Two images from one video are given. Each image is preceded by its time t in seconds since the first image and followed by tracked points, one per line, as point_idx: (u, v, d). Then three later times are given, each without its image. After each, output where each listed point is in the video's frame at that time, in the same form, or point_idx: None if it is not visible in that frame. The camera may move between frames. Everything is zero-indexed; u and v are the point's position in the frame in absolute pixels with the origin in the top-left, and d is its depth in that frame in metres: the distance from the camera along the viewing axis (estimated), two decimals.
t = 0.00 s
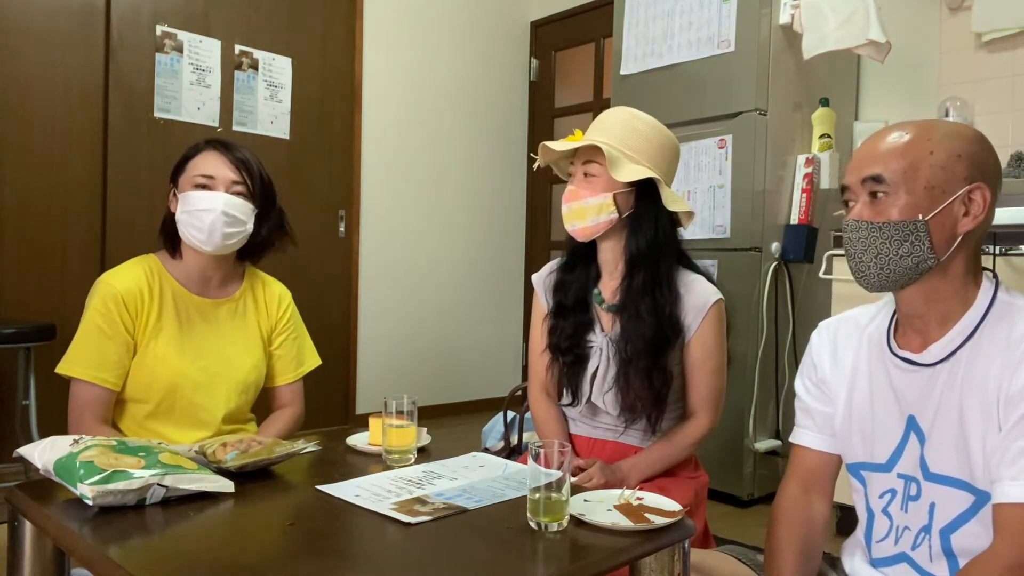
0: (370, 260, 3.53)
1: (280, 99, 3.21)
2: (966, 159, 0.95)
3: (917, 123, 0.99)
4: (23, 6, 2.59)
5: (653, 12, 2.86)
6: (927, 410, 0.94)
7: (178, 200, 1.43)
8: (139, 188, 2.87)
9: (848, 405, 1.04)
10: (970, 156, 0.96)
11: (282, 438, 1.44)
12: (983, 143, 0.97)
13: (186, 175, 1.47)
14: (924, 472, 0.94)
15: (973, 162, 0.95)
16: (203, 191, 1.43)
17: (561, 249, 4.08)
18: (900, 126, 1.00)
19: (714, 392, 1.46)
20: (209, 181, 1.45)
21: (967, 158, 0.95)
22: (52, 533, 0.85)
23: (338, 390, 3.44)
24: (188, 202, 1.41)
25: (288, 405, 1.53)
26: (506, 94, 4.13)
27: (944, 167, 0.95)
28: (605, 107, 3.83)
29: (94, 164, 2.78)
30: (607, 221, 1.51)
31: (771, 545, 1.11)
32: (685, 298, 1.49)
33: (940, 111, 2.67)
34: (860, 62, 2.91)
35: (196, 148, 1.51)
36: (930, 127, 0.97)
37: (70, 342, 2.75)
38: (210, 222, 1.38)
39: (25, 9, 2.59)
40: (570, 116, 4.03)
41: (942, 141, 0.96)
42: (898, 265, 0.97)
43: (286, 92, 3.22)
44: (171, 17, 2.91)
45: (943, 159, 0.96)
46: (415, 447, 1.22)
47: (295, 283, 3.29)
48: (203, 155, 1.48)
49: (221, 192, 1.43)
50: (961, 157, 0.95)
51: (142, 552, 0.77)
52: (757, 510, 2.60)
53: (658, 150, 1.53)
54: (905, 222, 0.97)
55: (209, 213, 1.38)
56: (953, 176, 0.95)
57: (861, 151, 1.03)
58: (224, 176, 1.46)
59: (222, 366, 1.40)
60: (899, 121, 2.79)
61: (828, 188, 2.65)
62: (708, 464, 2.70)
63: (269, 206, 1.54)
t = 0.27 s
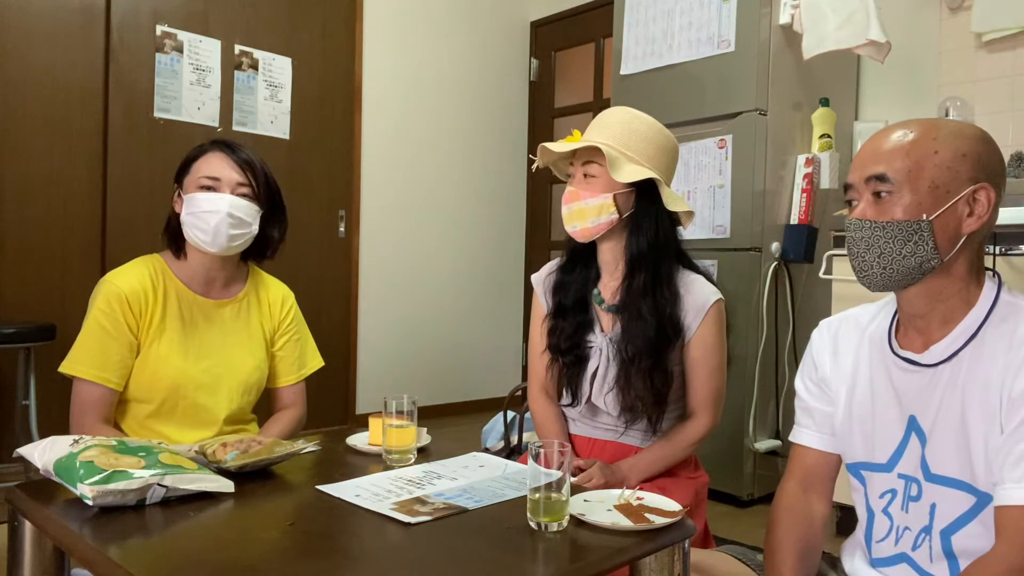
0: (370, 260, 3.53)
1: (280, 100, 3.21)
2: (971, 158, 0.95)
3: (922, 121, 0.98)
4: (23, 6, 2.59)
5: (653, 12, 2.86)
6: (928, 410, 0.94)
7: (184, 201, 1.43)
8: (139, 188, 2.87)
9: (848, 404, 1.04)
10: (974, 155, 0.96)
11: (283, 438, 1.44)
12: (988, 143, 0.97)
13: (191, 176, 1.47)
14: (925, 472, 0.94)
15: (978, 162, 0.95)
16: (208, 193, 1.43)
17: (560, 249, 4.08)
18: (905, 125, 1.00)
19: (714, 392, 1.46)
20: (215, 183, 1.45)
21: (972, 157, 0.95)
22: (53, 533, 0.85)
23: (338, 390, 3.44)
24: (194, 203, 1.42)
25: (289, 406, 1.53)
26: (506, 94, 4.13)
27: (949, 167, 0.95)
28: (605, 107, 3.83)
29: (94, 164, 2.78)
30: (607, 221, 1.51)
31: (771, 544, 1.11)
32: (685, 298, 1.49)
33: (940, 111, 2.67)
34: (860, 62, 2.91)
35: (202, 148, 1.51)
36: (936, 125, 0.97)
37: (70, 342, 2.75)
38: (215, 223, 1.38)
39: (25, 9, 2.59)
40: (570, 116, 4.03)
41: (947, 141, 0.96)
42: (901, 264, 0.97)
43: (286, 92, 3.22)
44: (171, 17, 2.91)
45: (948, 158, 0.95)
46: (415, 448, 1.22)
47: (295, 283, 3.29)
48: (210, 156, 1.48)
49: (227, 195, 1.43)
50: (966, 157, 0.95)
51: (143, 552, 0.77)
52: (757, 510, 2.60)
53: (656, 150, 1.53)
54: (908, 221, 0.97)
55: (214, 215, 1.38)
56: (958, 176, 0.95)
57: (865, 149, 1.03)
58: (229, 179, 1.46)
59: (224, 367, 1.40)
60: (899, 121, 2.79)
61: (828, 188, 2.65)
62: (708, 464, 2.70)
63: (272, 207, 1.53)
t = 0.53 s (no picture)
0: (370, 260, 3.53)
1: (280, 100, 3.21)
2: (967, 161, 0.95)
3: (916, 123, 0.98)
4: (23, 6, 2.59)
5: (653, 13, 2.86)
6: (927, 412, 0.94)
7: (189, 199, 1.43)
8: (139, 188, 2.87)
9: (847, 405, 1.04)
10: (970, 157, 0.95)
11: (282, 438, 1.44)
12: (983, 143, 0.96)
13: (195, 176, 1.46)
14: (924, 474, 0.94)
15: (973, 164, 0.95)
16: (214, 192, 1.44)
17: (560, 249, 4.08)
18: (898, 127, 0.99)
19: (714, 392, 1.46)
20: (221, 183, 1.46)
21: (967, 160, 0.95)
22: (53, 534, 0.85)
23: (338, 390, 3.44)
24: (199, 202, 1.41)
25: (289, 406, 1.53)
26: (506, 94, 4.13)
27: (944, 170, 0.95)
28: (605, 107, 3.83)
29: (93, 164, 2.78)
30: (607, 221, 1.51)
31: (770, 544, 1.11)
32: (685, 298, 1.49)
33: (940, 111, 2.67)
34: (860, 62, 2.91)
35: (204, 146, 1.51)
36: (931, 127, 0.96)
37: (70, 342, 2.75)
38: (222, 222, 1.38)
39: (24, 9, 2.59)
40: (570, 117, 4.03)
41: (942, 144, 0.95)
42: (900, 270, 0.96)
43: (286, 93, 3.22)
44: (171, 17, 2.91)
45: (944, 161, 0.95)
46: (415, 448, 1.22)
47: (294, 283, 3.29)
48: (214, 155, 1.48)
49: (234, 194, 1.44)
50: (962, 159, 0.94)
51: (143, 552, 0.77)
52: (757, 510, 2.60)
53: (655, 150, 1.53)
54: (906, 227, 0.97)
55: (221, 215, 1.39)
56: (954, 179, 0.95)
57: (859, 152, 1.02)
58: (236, 178, 1.47)
59: (224, 367, 1.40)
60: (898, 121, 2.79)
61: (828, 188, 2.65)
62: (708, 464, 2.70)
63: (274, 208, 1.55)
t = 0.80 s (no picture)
0: (370, 260, 3.53)
1: (280, 99, 3.20)
2: (940, 172, 0.93)
3: (884, 138, 0.96)
4: (23, 6, 2.59)
5: (653, 13, 2.86)
6: (924, 415, 0.94)
7: (219, 203, 1.45)
8: (139, 188, 2.87)
9: (844, 408, 1.04)
10: (942, 167, 0.94)
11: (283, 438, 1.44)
12: (954, 149, 0.95)
13: (216, 178, 1.47)
14: (922, 477, 0.94)
15: (948, 173, 0.93)
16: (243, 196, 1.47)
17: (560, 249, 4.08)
18: (865, 144, 0.97)
19: (714, 392, 1.46)
20: (248, 187, 1.50)
21: (941, 170, 0.93)
22: (52, 533, 0.85)
23: (338, 390, 3.44)
24: (236, 206, 1.45)
25: (289, 406, 1.52)
26: (506, 94, 4.13)
27: (920, 185, 0.93)
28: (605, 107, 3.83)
29: (93, 164, 2.77)
30: (607, 222, 1.51)
31: (769, 545, 1.11)
32: (684, 299, 1.49)
33: (940, 111, 2.67)
34: (861, 62, 2.91)
35: (211, 145, 1.51)
36: (899, 141, 0.95)
37: (70, 342, 2.76)
38: (259, 227, 1.45)
39: (24, 9, 2.59)
40: (570, 116, 4.03)
41: (913, 158, 0.93)
42: (893, 291, 0.95)
43: (286, 93, 3.22)
44: (171, 16, 2.91)
45: (918, 177, 0.93)
46: (415, 448, 1.22)
47: (294, 283, 3.29)
48: (231, 157, 1.50)
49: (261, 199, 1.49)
50: (936, 171, 0.93)
51: (142, 552, 0.77)
52: (757, 510, 2.60)
53: (652, 150, 1.53)
54: (891, 249, 0.95)
55: (257, 218, 1.45)
56: (931, 193, 0.93)
57: (829, 175, 1.00)
58: (259, 181, 1.51)
59: (224, 367, 1.40)
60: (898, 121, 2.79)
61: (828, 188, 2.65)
62: (708, 464, 2.70)
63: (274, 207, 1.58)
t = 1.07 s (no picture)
0: (370, 260, 3.53)
1: (280, 99, 3.20)
2: (947, 167, 0.94)
3: (894, 131, 0.96)
4: (23, 6, 2.59)
5: (653, 12, 2.86)
6: (925, 414, 0.94)
7: (206, 200, 1.45)
8: (139, 189, 2.87)
9: (845, 408, 1.04)
10: (950, 162, 0.94)
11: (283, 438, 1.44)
12: (964, 146, 0.95)
13: (206, 176, 1.47)
14: (922, 477, 0.94)
15: (955, 168, 0.94)
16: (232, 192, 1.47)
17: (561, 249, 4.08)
18: (876, 136, 0.98)
19: (714, 392, 1.46)
20: (236, 184, 1.49)
21: (949, 164, 0.94)
22: (52, 534, 0.85)
23: (338, 390, 3.44)
24: (222, 202, 1.44)
25: (289, 406, 1.52)
26: (506, 94, 4.13)
27: (926, 178, 0.94)
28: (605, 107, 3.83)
29: (93, 165, 2.77)
30: (607, 222, 1.51)
31: (769, 545, 1.11)
32: (684, 298, 1.49)
33: (940, 111, 2.67)
34: (860, 62, 2.91)
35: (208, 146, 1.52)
36: (909, 134, 0.95)
37: (70, 342, 2.76)
38: (247, 222, 1.43)
39: (24, 9, 2.59)
40: (570, 116, 4.03)
41: (922, 151, 0.94)
42: (892, 282, 0.96)
43: (286, 93, 3.22)
44: (171, 16, 2.91)
45: (925, 170, 0.94)
46: (415, 448, 1.22)
47: (294, 283, 3.29)
48: (222, 155, 1.51)
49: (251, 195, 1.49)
50: (943, 166, 0.94)
51: (142, 552, 0.77)
52: (757, 510, 2.60)
53: (653, 150, 1.53)
54: (893, 239, 0.96)
55: (245, 214, 1.43)
56: (937, 187, 0.94)
57: (839, 164, 1.00)
58: (249, 178, 1.51)
59: (225, 367, 1.40)
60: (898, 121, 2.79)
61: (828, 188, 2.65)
62: (708, 464, 2.70)
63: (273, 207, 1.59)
